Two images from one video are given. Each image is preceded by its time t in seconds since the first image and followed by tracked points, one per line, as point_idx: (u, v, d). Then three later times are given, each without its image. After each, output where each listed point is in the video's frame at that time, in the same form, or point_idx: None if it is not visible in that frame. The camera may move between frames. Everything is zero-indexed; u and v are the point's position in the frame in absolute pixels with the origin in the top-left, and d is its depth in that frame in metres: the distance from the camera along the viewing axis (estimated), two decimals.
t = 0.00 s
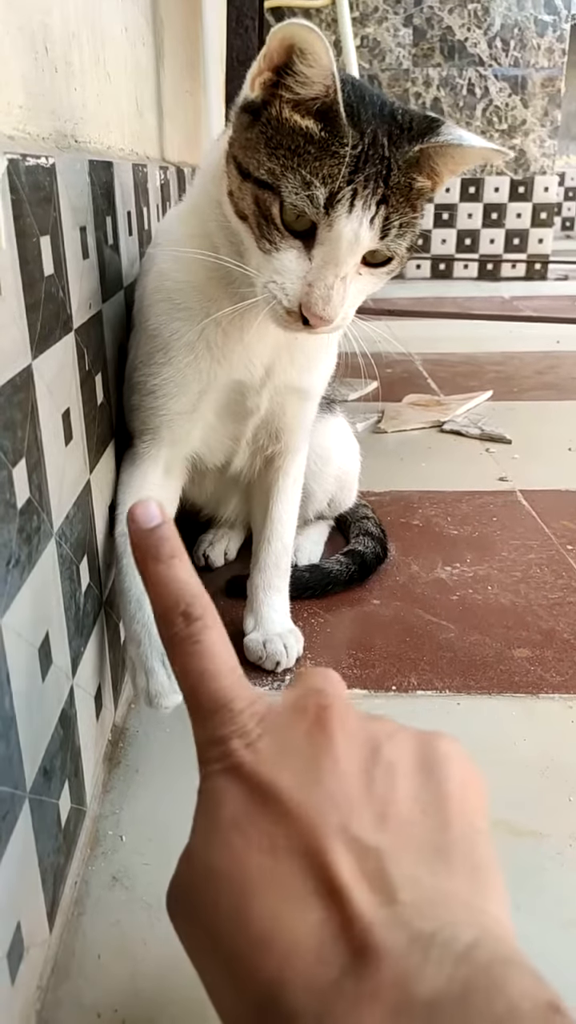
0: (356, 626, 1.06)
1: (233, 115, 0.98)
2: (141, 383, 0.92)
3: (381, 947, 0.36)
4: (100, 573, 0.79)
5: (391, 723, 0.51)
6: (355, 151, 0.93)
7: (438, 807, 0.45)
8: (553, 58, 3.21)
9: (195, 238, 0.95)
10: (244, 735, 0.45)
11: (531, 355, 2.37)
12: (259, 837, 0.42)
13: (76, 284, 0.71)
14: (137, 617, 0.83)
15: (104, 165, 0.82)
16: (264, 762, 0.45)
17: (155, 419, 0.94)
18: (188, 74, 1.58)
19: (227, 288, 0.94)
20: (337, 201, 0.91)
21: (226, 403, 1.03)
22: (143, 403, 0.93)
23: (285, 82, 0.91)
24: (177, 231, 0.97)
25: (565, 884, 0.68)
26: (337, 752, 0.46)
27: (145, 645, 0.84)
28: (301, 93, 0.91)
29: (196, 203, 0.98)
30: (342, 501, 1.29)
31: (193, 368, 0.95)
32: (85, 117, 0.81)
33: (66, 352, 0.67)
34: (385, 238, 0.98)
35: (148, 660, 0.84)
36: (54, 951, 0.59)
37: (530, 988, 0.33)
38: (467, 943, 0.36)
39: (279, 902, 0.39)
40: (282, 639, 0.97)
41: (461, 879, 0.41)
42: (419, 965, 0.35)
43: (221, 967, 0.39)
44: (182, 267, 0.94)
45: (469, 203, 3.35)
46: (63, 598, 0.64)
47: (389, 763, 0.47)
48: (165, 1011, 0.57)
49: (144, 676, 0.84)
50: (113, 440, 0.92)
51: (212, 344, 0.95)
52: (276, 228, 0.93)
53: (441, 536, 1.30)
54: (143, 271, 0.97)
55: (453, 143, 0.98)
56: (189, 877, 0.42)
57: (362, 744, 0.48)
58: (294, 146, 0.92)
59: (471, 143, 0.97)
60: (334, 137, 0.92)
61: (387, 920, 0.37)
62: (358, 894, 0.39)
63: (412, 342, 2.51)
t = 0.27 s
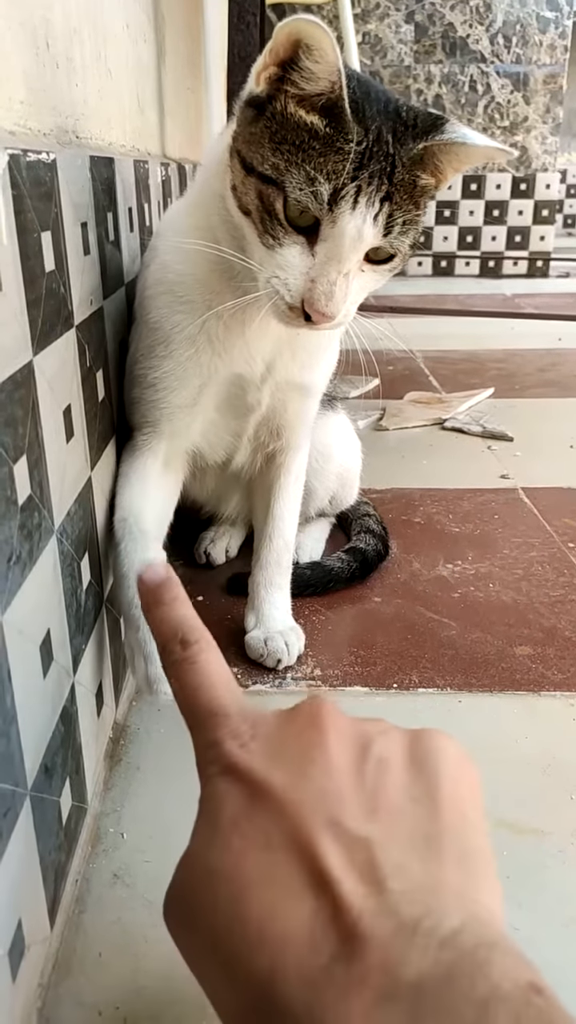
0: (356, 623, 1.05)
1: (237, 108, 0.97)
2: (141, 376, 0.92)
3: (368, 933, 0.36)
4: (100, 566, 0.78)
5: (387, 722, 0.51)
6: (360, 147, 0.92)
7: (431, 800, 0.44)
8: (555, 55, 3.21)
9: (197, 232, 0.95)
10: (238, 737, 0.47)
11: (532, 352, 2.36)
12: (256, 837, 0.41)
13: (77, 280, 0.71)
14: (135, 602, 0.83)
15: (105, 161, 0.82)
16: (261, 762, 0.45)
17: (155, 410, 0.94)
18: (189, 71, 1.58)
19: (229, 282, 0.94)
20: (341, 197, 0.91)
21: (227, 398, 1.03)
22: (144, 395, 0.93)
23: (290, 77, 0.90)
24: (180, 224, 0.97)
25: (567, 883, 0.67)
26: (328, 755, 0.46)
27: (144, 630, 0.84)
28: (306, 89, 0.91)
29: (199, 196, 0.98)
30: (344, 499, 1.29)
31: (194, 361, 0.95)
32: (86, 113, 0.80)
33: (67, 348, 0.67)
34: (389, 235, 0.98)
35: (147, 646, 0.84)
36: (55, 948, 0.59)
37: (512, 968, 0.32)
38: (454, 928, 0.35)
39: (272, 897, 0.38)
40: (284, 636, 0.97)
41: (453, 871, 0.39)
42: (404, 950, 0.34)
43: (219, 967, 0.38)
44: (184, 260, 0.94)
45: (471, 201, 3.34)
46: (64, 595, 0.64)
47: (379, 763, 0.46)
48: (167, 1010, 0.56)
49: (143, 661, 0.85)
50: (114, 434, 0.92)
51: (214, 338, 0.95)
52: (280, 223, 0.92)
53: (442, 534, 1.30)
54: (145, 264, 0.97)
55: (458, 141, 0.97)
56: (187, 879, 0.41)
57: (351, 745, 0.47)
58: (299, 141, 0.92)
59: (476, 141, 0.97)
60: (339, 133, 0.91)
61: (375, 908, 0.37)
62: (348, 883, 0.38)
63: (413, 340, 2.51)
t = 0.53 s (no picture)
0: (359, 622, 1.05)
1: (243, 107, 0.98)
2: (144, 373, 0.92)
3: (369, 923, 0.36)
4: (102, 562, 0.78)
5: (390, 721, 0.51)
6: (365, 147, 0.92)
7: (435, 791, 0.43)
8: (557, 53, 3.21)
9: (201, 229, 0.95)
10: (244, 742, 0.48)
11: (535, 351, 2.36)
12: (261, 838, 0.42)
13: (80, 279, 0.71)
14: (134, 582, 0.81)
15: (107, 160, 0.82)
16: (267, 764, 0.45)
17: (157, 407, 0.94)
18: (192, 70, 1.58)
19: (232, 279, 0.94)
20: (346, 196, 0.91)
21: (229, 396, 1.02)
22: (147, 391, 0.93)
23: (296, 76, 0.91)
24: (184, 220, 0.97)
25: (571, 881, 0.67)
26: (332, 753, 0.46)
27: (144, 611, 0.82)
28: (312, 88, 0.91)
29: (203, 193, 0.98)
30: (347, 498, 1.29)
31: (197, 358, 0.94)
32: (88, 111, 0.80)
33: (70, 346, 0.67)
34: (393, 235, 0.98)
35: (148, 628, 0.81)
36: (58, 947, 0.59)
37: (511, 956, 0.32)
38: (455, 915, 0.35)
39: (275, 895, 0.39)
40: (287, 635, 0.97)
41: (456, 863, 0.39)
42: (404, 938, 0.34)
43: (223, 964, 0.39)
44: (188, 256, 0.94)
45: (473, 200, 3.33)
46: (67, 594, 0.63)
47: (384, 759, 0.45)
48: (171, 1008, 0.56)
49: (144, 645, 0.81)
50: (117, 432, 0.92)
51: (217, 334, 0.94)
52: (284, 222, 0.92)
53: (445, 533, 1.29)
54: (149, 261, 0.97)
55: (463, 142, 0.97)
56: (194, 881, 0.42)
57: (357, 744, 0.46)
58: (304, 140, 0.92)
59: (481, 142, 0.97)
60: (345, 132, 0.92)
61: (375, 900, 0.37)
62: (348, 877, 0.39)
63: (416, 339, 2.50)
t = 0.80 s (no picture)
0: (359, 619, 1.05)
1: (247, 101, 0.97)
2: (145, 365, 0.92)
3: (377, 934, 0.36)
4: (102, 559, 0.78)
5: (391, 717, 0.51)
6: (370, 145, 0.92)
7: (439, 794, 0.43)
8: (558, 50, 3.20)
9: (203, 223, 0.95)
10: (247, 757, 0.49)
11: (535, 348, 2.36)
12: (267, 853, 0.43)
13: (81, 273, 0.71)
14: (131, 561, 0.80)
15: (108, 153, 0.82)
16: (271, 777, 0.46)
17: (158, 399, 0.94)
18: (193, 65, 1.58)
19: (234, 276, 0.94)
20: (351, 194, 0.91)
21: (230, 390, 1.02)
22: (147, 383, 0.93)
23: (301, 73, 0.90)
24: (187, 213, 0.97)
25: (570, 878, 0.67)
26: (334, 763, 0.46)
27: (139, 593, 0.80)
28: (316, 85, 0.91)
29: (206, 187, 0.98)
30: (346, 494, 1.29)
31: (198, 351, 0.94)
32: (89, 105, 0.80)
33: (70, 340, 0.66)
34: (396, 233, 0.98)
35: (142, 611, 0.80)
36: (57, 942, 0.59)
37: (520, 961, 0.32)
38: (463, 922, 0.35)
39: (284, 907, 0.40)
40: (287, 632, 0.97)
41: (459, 864, 0.39)
42: (411, 948, 0.34)
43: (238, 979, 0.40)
44: (191, 249, 0.94)
45: (474, 197, 3.33)
46: (67, 589, 0.63)
47: (386, 766, 0.46)
48: (170, 1004, 0.56)
49: (139, 628, 0.80)
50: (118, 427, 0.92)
51: (218, 327, 0.94)
52: (288, 220, 0.92)
53: (445, 529, 1.29)
54: (151, 254, 0.98)
55: (467, 141, 0.97)
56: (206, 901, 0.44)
57: (360, 751, 0.47)
58: (309, 137, 0.91)
59: (486, 142, 0.97)
60: (350, 130, 0.91)
61: (382, 912, 0.37)
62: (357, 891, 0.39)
63: (416, 336, 2.50)
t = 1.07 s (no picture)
0: (361, 614, 1.05)
1: (254, 94, 0.96)
2: (148, 356, 0.93)
3: (395, 950, 0.36)
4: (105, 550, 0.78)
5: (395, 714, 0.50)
6: (377, 141, 0.92)
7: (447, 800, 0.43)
8: (562, 44, 3.18)
9: (208, 215, 0.95)
10: (256, 767, 0.49)
11: (537, 345, 2.35)
12: (280, 868, 0.43)
13: (84, 268, 0.70)
14: (127, 546, 0.78)
15: (111, 147, 0.81)
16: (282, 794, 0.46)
17: (161, 390, 0.94)
18: (195, 59, 1.57)
19: (238, 271, 0.94)
20: (357, 190, 0.91)
21: (233, 383, 1.02)
22: (150, 375, 0.93)
23: (309, 67, 0.89)
24: (192, 204, 0.97)
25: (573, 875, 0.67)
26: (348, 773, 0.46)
27: (133, 580, 0.78)
28: (324, 80, 0.90)
29: (212, 178, 0.98)
30: (349, 490, 1.29)
31: (201, 342, 0.94)
32: (92, 98, 0.80)
33: (73, 334, 0.66)
34: (402, 229, 0.98)
35: (137, 597, 0.78)
36: (60, 936, 0.59)
37: (540, 981, 0.32)
38: (481, 939, 0.35)
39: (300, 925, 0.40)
40: (289, 627, 0.97)
41: (475, 878, 0.39)
42: (430, 964, 0.34)
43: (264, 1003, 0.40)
44: (195, 240, 0.94)
45: (476, 192, 3.32)
46: (70, 583, 0.63)
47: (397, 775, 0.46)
48: (173, 999, 0.56)
49: (133, 614, 0.78)
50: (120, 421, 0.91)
51: (221, 319, 0.94)
52: (293, 215, 0.92)
53: (447, 525, 1.29)
54: (155, 245, 0.97)
55: (475, 137, 0.97)
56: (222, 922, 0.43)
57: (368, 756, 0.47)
58: (316, 133, 0.91)
59: (493, 141, 0.96)
60: (357, 126, 0.91)
61: (400, 928, 0.37)
62: (371, 906, 0.39)
63: (418, 332, 2.49)
